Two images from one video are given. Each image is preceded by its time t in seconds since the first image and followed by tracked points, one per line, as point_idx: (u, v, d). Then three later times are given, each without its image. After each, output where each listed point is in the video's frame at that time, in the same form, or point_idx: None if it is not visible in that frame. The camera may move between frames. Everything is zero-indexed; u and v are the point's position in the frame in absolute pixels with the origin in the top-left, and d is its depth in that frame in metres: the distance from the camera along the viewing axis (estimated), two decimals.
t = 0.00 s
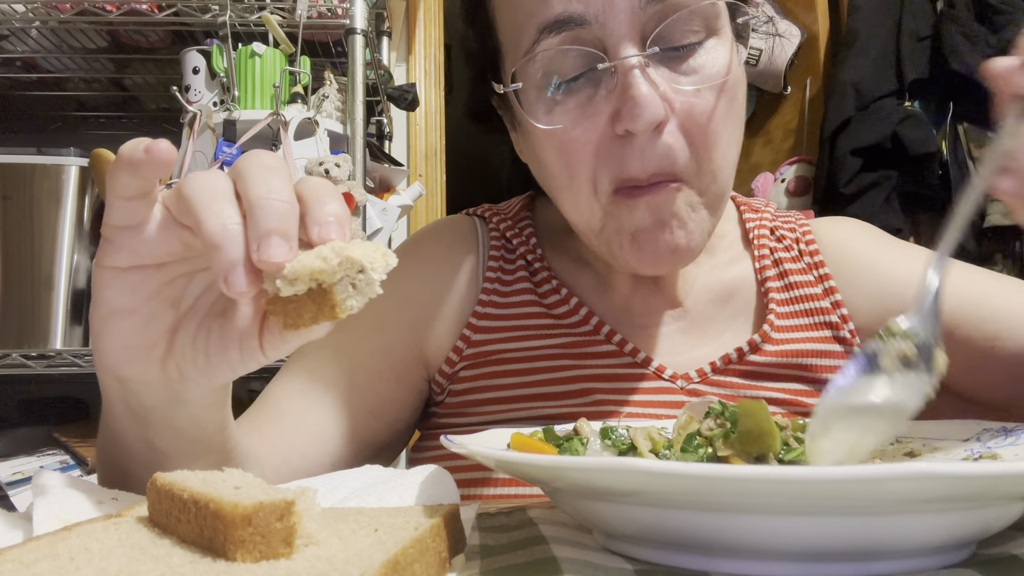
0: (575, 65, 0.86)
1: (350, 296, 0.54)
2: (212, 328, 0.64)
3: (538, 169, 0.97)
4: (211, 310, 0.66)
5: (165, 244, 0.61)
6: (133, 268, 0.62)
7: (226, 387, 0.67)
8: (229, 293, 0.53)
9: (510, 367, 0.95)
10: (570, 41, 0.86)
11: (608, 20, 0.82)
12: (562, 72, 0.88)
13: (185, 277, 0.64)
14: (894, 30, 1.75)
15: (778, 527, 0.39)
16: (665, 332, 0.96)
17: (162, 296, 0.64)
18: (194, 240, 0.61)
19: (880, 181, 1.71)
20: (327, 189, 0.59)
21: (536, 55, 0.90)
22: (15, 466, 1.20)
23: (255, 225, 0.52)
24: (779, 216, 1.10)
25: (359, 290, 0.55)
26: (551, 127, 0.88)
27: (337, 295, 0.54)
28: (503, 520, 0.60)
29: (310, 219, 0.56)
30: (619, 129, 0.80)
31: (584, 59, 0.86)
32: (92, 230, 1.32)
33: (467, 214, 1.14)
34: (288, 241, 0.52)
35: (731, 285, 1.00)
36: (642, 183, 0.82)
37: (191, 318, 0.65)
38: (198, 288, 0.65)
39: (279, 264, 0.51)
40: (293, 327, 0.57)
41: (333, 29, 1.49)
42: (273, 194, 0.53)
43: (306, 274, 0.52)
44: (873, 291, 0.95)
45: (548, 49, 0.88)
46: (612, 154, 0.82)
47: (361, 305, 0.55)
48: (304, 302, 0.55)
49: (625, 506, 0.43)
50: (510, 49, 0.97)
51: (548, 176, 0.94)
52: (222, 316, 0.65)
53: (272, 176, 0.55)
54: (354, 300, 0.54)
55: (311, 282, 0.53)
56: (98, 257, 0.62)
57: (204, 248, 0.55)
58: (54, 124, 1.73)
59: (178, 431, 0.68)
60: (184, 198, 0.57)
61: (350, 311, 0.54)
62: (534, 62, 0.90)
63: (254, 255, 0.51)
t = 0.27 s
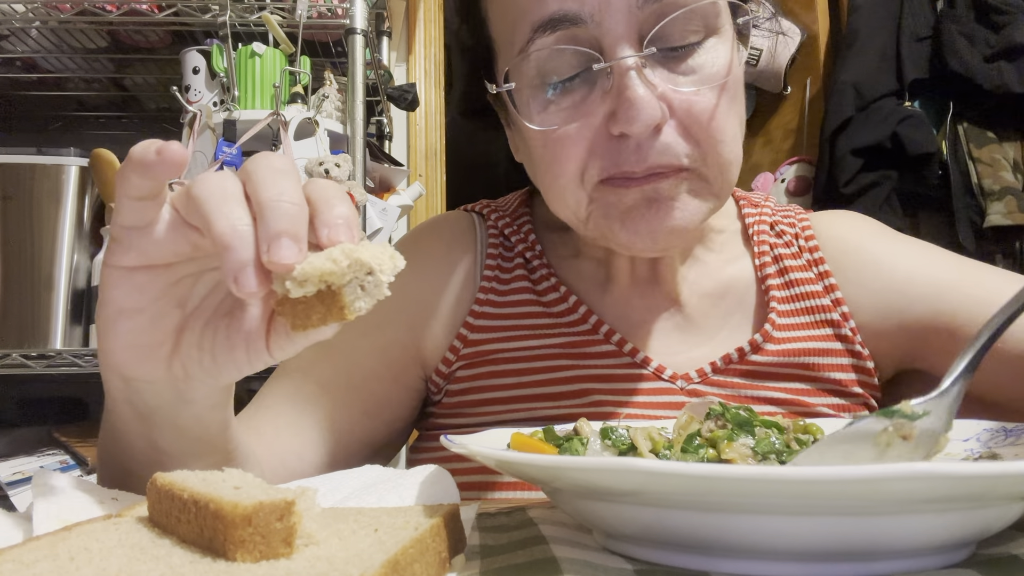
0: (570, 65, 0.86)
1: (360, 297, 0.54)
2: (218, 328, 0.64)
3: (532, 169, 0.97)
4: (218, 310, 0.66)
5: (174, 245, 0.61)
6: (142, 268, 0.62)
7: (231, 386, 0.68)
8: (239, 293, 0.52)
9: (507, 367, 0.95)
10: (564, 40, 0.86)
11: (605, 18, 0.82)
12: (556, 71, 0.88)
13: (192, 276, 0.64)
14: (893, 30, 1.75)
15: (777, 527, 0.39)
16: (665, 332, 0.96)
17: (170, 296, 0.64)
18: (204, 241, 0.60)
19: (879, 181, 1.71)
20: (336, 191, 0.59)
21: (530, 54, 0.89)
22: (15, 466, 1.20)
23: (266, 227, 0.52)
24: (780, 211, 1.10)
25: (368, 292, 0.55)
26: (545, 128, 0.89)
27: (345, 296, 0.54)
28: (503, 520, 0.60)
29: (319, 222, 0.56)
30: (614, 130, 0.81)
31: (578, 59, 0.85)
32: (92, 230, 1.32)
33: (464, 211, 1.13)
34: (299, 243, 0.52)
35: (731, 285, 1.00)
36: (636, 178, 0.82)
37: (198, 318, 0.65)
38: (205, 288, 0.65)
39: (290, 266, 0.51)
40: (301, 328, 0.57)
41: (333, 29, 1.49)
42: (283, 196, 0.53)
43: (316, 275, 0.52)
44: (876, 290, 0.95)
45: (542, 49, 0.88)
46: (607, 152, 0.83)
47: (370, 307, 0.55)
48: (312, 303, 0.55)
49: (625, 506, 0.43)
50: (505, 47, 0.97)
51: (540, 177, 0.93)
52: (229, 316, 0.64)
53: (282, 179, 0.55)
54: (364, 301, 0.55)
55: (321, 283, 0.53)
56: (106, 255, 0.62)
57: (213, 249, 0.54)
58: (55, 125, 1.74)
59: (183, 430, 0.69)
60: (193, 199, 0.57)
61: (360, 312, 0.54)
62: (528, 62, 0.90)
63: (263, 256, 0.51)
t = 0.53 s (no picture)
0: (571, 68, 0.86)
1: (339, 290, 0.54)
2: (203, 326, 0.64)
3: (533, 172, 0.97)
4: (202, 308, 0.65)
5: (156, 241, 0.61)
6: (126, 266, 0.62)
7: (219, 383, 0.67)
8: (217, 286, 0.52)
9: (504, 365, 0.95)
10: (566, 42, 0.85)
11: (607, 20, 0.81)
12: (556, 74, 0.88)
13: (176, 274, 0.64)
14: (893, 30, 1.75)
15: (778, 527, 0.39)
16: (664, 332, 0.96)
17: (155, 294, 0.64)
18: (186, 237, 0.61)
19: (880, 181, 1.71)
20: (316, 183, 0.59)
21: (531, 54, 0.89)
22: (15, 466, 1.20)
23: (242, 221, 0.52)
24: (784, 206, 1.10)
25: (348, 285, 0.55)
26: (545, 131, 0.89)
27: (326, 290, 0.54)
28: (503, 520, 0.60)
29: (297, 215, 0.56)
30: (613, 135, 0.81)
31: (580, 62, 0.85)
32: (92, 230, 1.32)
33: (463, 205, 1.13)
34: (276, 236, 0.52)
35: (731, 285, 1.00)
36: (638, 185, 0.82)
37: (184, 316, 0.65)
38: (189, 285, 0.65)
39: (267, 259, 0.51)
40: (284, 323, 0.57)
41: (333, 29, 1.49)
42: (260, 190, 0.53)
43: (294, 270, 0.52)
44: (878, 289, 0.95)
45: (542, 51, 0.88)
46: (608, 158, 0.83)
47: (350, 299, 0.55)
48: (292, 298, 0.55)
49: (626, 506, 0.43)
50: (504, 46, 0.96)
51: (542, 180, 0.94)
52: (213, 314, 0.64)
53: (260, 172, 0.55)
54: (344, 295, 0.55)
55: (299, 277, 0.53)
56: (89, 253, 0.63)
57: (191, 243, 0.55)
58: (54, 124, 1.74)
59: (174, 429, 0.69)
60: (171, 193, 0.57)
61: (340, 305, 0.54)
62: (528, 62, 0.90)
63: (241, 250, 0.51)
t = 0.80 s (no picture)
0: (583, 73, 0.85)
1: (333, 288, 0.54)
2: (199, 324, 0.64)
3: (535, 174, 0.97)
4: (197, 307, 0.65)
5: (150, 239, 0.61)
6: (122, 264, 0.63)
7: (216, 381, 0.67)
8: (211, 283, 0.53)
9: (503, 366, 0.95)
10: (580, 47, 0.85)
11: (623, 26, 0.81)
12: (568, 78, 0.87)
13: (172, 273, 0.65)
14: (893, 30, 1.75)
15: (777, 527, 0.39)
16: (664, 332, 0.96)
17: (150, 291, 0.64)
18: (177, 234, 0.61)
19: (880, 181, 1.71)
20: (310, 181, 0.59)
21: (542, 56, 0.88)
22: (15, 466, 1.20)
23: (235, 218, 0.53)
24: (784, 206, 1.10)
25: (342, 282, 0.54)
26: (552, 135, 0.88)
27: (318, 287, 0.54)
28: (503, 520, 0.60)
29: (292, 211, 0.57)
30: (624, 142, 0.81)
31: (593, 66, 0.85)
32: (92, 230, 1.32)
33: (464, 204, 1.13)
34: (269, 233, 0.53)
35: (732, 285, 1.00)
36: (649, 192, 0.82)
37: (179, 314, 0.65)
38: (185, 284, 0.65)
39: (260, 256, 0.52)
40: (277, 321, 0.57)
41: (333, 29, 1.49)
42: (254, 186, 0.54)
43: (287, 267, 0.52)
44: (878, 289, 0.95)
45: (555, 54, 0.87)
46: (615, 164, 0.83)
47: (344, 297, 0.55)
48: (285, 296, 0.55)
49: (626, 506, 0.43)
50: (515, 46, 0.95)
51: (545, 183, 0.94)
52: (208, 313, 0.64)
53: (253, 168, 0.56)
54: (337, 292, 0.54)
55: (292, 274, 0.53)
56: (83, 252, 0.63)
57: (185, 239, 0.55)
58: (54, 125, 1.74)
59: (171, 428, 0.69)
60: (166, 191, 0.57)
61: (333, 303, 0.54)
62: (539, 64, 0.89)
63: (234, 247, 0.52)
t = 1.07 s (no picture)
0: (602, 68, 0.84)
1: (373, 295, 0.54)
2: (230, 326, 0.64)
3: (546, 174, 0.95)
4: (230, 310, 0.65)
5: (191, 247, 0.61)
6: (158, 266, 0.63)
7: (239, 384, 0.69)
8: (256, 297, 0.53)
9: (502, 367, 0.96)
10: (599, 41, 0.83)
11: (645, 22, 0.80)
12: (586, 73, 0.85)
13: (207, 276, 0.65)
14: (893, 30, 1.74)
15: (777, 527, 0.39)
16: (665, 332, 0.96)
17: (183, 294, 0.65)
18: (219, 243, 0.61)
19: (880, 181, 1.72)
20: (349, 190, 0.58)
21: (560, 50, 0.86)
22: (15, 466, 1.20)
23: (284, 227, 0.52)
24: (786, 202, 1.10)
25: (381, 290, 0.54)
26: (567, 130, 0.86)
27: (361, 295, 0.53)
28: (503, 520, 0.60)
29: (332, 222, 0.55)
30: (641, 142, 0.80)
31: (612, 60, 0.83)
32: (91, 230, 1.32)
33: (463, 203, 1.14)
34: (315, 241, 0.52)
35: (735, 285, 1.00)
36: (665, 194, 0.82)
37: (213, 314, 0.66)
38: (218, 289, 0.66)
39: (307, 264, 0.51)
40: (316, 325, 0.58)
41: (333, 29, 1.49)
42: (301, 196, 0.53)
43: (332, 274, 0.52)
44: (879, 290, 0.95)
45: (575, 46, 0.85)
46: (631, 165, 0.82)
47: (385, 305, 0.54)
48: (327, 302, 0.55)
49: (625, 506, 0.43)
50: (528, 38, 0.94)
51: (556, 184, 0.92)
52: (240, 316, 0.64)
53: (297, 178, 0.55)
54: (378, 301, 0.54)
55: (337, 282, 0.52)
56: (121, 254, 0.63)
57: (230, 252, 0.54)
58: (54, 125, 1.74)
59: (190, 429, 0.69)
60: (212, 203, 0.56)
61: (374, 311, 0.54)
62: (556, 58, 0.87)
63: (281, 255, 0.51)
